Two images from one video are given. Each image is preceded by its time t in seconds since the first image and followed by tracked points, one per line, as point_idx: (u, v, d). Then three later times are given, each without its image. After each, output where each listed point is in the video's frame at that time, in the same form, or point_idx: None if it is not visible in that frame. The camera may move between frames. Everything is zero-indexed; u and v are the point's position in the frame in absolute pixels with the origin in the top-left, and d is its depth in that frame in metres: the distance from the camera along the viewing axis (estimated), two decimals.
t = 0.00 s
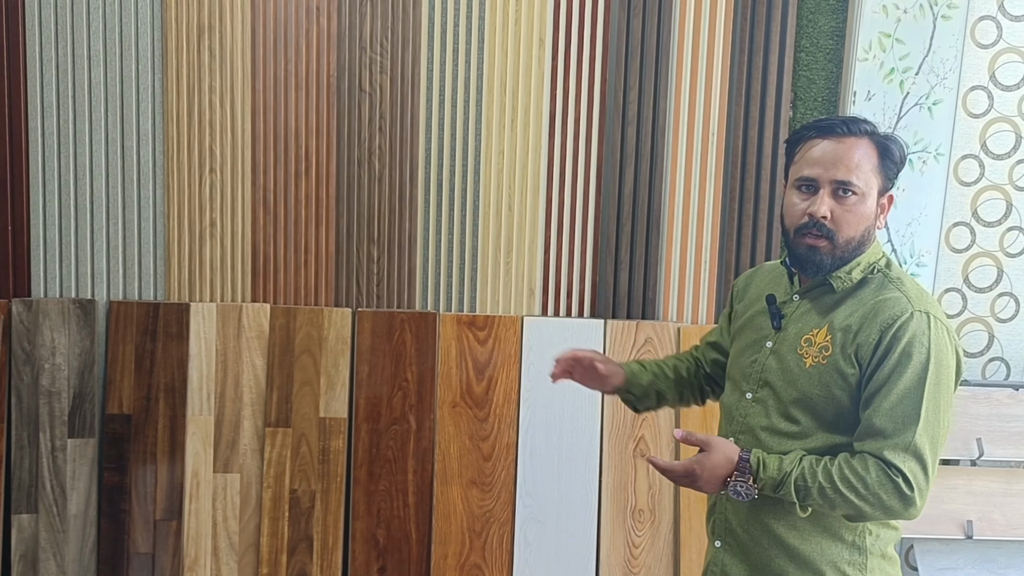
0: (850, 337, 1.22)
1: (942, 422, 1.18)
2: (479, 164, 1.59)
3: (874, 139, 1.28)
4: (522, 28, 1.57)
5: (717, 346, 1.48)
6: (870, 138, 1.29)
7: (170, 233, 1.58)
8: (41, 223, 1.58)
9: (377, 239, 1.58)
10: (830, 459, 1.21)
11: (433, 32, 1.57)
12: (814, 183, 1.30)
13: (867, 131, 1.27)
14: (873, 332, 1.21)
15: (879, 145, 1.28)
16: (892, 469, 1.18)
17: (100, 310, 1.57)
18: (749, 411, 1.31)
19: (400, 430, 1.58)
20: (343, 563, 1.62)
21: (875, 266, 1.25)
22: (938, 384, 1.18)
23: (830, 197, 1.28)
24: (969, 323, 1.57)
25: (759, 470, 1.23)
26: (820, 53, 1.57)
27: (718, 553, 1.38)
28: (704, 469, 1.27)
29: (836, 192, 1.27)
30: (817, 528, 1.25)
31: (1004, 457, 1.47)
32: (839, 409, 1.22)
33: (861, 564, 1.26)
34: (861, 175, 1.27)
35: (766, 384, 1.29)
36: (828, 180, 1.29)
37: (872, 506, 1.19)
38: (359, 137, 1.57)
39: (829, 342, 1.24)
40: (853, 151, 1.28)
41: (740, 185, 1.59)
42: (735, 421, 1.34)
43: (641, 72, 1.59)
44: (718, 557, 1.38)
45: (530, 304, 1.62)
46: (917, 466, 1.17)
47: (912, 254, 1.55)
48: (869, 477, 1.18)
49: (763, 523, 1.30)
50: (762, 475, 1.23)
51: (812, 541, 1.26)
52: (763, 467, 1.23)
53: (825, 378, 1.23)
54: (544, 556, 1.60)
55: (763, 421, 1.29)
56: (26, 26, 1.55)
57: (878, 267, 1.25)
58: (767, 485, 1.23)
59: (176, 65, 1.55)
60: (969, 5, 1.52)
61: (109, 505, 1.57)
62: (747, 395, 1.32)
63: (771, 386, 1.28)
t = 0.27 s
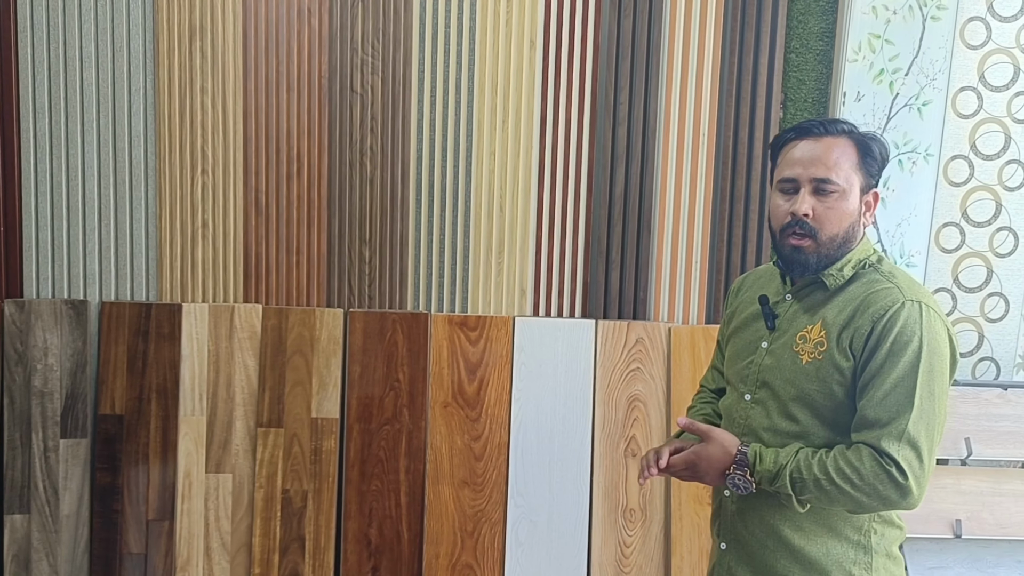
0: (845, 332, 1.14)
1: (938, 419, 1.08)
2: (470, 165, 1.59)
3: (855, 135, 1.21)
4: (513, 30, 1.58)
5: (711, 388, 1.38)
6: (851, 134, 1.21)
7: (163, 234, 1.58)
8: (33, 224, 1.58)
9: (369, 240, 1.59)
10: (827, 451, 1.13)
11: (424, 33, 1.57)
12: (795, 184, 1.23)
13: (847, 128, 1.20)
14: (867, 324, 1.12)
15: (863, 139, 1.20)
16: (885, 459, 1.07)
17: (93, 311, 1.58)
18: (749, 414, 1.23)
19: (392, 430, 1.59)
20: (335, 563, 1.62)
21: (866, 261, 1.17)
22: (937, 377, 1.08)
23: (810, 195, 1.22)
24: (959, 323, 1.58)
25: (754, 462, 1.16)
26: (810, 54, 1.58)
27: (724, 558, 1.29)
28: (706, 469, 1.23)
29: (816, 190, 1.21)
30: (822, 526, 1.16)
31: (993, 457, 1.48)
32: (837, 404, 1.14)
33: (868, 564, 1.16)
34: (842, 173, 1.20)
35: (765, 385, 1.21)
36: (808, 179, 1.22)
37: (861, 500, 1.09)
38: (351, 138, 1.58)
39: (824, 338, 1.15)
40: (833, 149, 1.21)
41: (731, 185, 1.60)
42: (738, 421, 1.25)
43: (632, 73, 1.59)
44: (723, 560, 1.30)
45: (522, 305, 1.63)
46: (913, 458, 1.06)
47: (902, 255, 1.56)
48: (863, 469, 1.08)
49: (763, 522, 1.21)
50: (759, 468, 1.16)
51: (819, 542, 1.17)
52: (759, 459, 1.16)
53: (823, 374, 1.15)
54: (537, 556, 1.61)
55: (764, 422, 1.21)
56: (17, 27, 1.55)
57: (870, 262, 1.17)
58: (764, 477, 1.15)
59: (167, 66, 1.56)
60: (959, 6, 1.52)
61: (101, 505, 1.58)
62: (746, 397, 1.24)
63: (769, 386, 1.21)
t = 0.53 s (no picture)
0: (839, 334, 1.11)
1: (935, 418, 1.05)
2: (464, 164, 1.59)
3: (830, 131, 1.19)
4: (506, 28, 1.58)
5: (708, 387, 1.39)
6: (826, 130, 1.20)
7: (156, 234, 1.58)
8: (26, 223, 1.58)
9: (363, 239, 1.59)
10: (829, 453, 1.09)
11: (418, 32, 1.57)
12: (774, 184, 1.22)
13: (820, 126, 1.19)
14: (860, 325, 1.09)
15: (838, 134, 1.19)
16: (885, 461, 1.03)
17: (86, 310, 1.58)
18: (747, 417, 1.22)
19: (386, 430, 1.59)
20: (329, 563, 1.62)
21: (856, 259, 1.15)
22: (935, 376, 1.05)
23: (790, 193, 1.20)
24: (953, 322, 1.58)
25: (756, 460, 1.13)
26: (803, 53, 1.58)
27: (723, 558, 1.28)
28: (705, 461, 1.19)
29: (794, 187, 1.20)
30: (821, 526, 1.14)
31: (985, 455, 1.48)
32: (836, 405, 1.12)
33: (869, 564, 1.14)
34: (820, 168, 1.19)
35: (760, 387, 1.21)
36: (785, 177, 1.21)
37: (860, 502, 1.05)
38: (344, 137, 1.58)
39: (818, 340, 1.13)
40: (808, 147, 1.20)
41: (724, 185, 1.60)
42: (737, 421, 1.25)
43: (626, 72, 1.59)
44: (724, 561, 1.28)
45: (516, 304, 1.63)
46: (913, 458, 1.03)
47: (896, 254, 1.56)
48: (864, 471, 1.04)
49: (762, 521, 1.20)
50: (760, 467, 1.12)
51: (819, 541, 1.15)
52: (761, 458, 1.13)
53: (818, 377, 1.13)
54: (531, 555, 1.61)
55: (763, 424, 1.20)
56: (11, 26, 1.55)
57: (861, 260, 1.15)
58: (765, 477, 1.12)
59: (161, 66, 1.56)
60: (952, 5, 1.52)
61: (95, 504, 1.58)
62: (743, 399, 1.24)
63: (766, 388, 1.20)
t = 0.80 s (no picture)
0: (824, 325, 1.11)
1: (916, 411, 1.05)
2: (459, 162, 1.59)
3: (819, 128, 1.20)
4: (501, 26, 1.58)
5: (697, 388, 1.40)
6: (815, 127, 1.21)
7: (151, 232, 1.58)
8: (20, 222, 1.58)
9: (358, 237, 1.59)
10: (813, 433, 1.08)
11: (413, 30, 1.57)
12: (766, 179, 1.22)
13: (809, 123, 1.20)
14: (846, 317, 1.08)
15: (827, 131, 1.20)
16: (871, 447, 1.02)
17: (81, 309, 1.57)
18: (730, 407, 1.21)
19: (382, 428, 1.59)
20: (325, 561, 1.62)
21: (842, 255, 1.15)
22: (917, 370, 1.05)
23: (782, 188, 1.20)
24: (948, 319, 1.58)
25: (743, 429, 1.07)
26: (799, 51, 1.58)
27: (708, 549, 1.26)
28: (691, 421, 1.08)
29: (786, 182, 1.20)
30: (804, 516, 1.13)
31: (981, 452, 1.48)
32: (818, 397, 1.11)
33: (847, 554, 1.13)
34: (810, 163, 1.19)
35: (745, 377, 1.20)
36: (777, 172, 1.21)
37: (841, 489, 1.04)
38: (339, 135, 1.57)
39: (803, 331, 1.12)
40: (800, 143, 1.20)
41: (720, 182, 1.60)
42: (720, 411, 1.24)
43: (621, 69, 1.60)
44: (707, 550, 1.26)
45: (512, 301, 1.63)
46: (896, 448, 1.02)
47: (890, 251, 1.57)
48: (852, 455, 1.02)
49: (746, 508, 1.19)
50: (747, 436, 1.06)
51: (800, 531, 1.14)
52: (749, 427, 1.07)
53: (803, 367, 1.12)
54: (527, 553, 1.61)
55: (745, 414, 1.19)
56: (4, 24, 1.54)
57: (847, 257, 1.15)
58: (749, 446, 1.07)
59: (155, 64, 1.55)
60: (946, 3, 1.53)
61: (90, 503, 1.57)
62: (728, 389, 1.22)
63: (750, 378, 1.19)
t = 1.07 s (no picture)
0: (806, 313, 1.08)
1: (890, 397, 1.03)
2: (457, 159, 1.59)
3: (780, 122, 1.14)
4: (500, 24, 1.58)
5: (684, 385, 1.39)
6: (777, 122, 1.15)
7: (148, 230, 1.57)
8: (16, 220, 1.57)
9: (356, 235, 1.58)
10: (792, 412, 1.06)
11: (411, 27, 1.57)
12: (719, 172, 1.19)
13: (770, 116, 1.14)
14: (826, 307, 1.05)
15: (785, 128, 1.13)
16: (847, 428, 0.99)
17: (78, 307, 1.57)
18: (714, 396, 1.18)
19: (380, 426, 1.58)
20: (323, 560, 1.61)
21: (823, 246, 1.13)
22: (894, 360, 1.02)
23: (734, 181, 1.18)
24: (945, 316, 1.58)
25: (723, 403, 1.04)
26: (797, 48, 1.58)
27: (692, 536, 1.21)
28: (669, 391, 1.06)
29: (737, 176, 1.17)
30: (785, 500, 1.10)
31: (980, 449, 1.48)
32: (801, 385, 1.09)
33: (827, 538, 1.10)
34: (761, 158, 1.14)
35: (729, 366, 1.17)
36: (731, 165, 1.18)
37: (812, 471, 1.01)
38: (337, 132, 1.57)
39: (786, 319, 1.09)
40: (754, 138, 1.15)
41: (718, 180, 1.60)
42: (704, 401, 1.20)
43: (619, 67, 1.59)
44: (691, 537, 1.21)
45: (510, 300, 1.63)
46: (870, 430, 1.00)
47: (889, 248, 1.56)
48: (826, 436, 0.99)
49: (727, 496, 1.15)
50: (725, 410, 1.04)
51: (782, 516, 1.10)
52: (728, 402, 1.04)
53: (784, 356, 1.09)
54: (526, 551, 1.61)
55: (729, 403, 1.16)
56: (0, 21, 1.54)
57: (827, 248, 1.13)
58: (727, 421, 1.04)
59: (152, 61, 1.55)
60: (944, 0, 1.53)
61: (88, 502, 1.57)
62: (712, 378, 1.19)
63: (734, 367, 1.16)
